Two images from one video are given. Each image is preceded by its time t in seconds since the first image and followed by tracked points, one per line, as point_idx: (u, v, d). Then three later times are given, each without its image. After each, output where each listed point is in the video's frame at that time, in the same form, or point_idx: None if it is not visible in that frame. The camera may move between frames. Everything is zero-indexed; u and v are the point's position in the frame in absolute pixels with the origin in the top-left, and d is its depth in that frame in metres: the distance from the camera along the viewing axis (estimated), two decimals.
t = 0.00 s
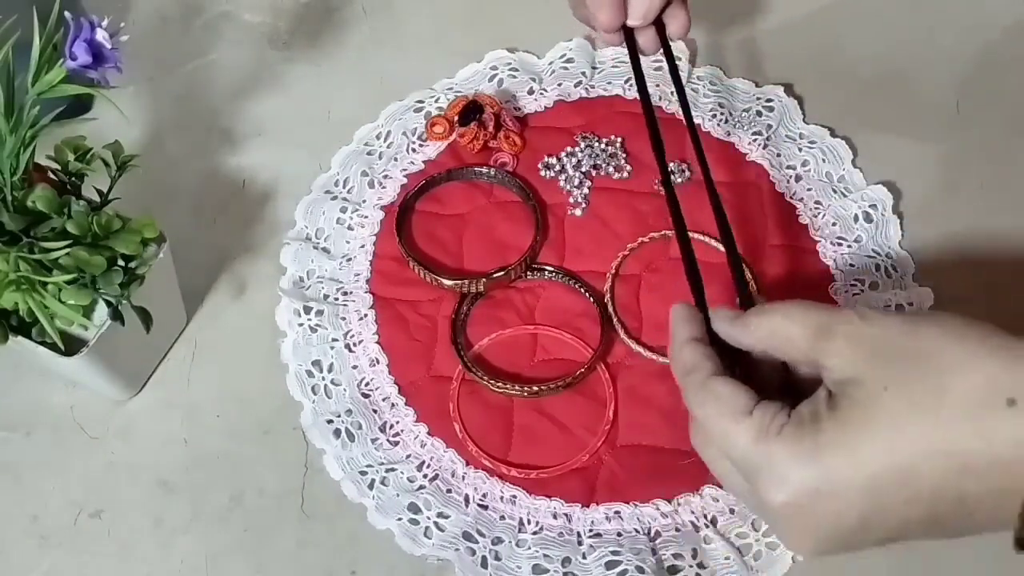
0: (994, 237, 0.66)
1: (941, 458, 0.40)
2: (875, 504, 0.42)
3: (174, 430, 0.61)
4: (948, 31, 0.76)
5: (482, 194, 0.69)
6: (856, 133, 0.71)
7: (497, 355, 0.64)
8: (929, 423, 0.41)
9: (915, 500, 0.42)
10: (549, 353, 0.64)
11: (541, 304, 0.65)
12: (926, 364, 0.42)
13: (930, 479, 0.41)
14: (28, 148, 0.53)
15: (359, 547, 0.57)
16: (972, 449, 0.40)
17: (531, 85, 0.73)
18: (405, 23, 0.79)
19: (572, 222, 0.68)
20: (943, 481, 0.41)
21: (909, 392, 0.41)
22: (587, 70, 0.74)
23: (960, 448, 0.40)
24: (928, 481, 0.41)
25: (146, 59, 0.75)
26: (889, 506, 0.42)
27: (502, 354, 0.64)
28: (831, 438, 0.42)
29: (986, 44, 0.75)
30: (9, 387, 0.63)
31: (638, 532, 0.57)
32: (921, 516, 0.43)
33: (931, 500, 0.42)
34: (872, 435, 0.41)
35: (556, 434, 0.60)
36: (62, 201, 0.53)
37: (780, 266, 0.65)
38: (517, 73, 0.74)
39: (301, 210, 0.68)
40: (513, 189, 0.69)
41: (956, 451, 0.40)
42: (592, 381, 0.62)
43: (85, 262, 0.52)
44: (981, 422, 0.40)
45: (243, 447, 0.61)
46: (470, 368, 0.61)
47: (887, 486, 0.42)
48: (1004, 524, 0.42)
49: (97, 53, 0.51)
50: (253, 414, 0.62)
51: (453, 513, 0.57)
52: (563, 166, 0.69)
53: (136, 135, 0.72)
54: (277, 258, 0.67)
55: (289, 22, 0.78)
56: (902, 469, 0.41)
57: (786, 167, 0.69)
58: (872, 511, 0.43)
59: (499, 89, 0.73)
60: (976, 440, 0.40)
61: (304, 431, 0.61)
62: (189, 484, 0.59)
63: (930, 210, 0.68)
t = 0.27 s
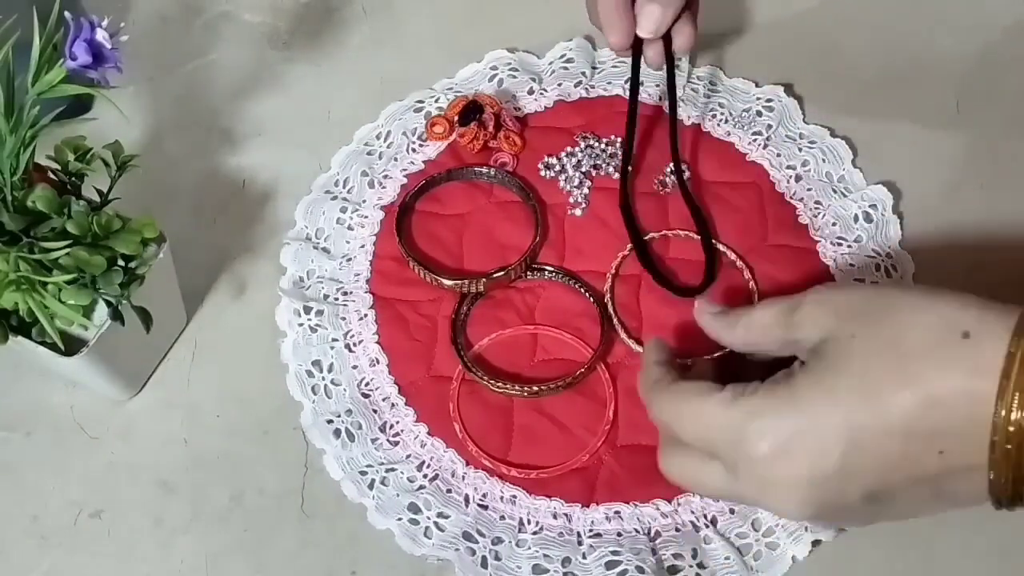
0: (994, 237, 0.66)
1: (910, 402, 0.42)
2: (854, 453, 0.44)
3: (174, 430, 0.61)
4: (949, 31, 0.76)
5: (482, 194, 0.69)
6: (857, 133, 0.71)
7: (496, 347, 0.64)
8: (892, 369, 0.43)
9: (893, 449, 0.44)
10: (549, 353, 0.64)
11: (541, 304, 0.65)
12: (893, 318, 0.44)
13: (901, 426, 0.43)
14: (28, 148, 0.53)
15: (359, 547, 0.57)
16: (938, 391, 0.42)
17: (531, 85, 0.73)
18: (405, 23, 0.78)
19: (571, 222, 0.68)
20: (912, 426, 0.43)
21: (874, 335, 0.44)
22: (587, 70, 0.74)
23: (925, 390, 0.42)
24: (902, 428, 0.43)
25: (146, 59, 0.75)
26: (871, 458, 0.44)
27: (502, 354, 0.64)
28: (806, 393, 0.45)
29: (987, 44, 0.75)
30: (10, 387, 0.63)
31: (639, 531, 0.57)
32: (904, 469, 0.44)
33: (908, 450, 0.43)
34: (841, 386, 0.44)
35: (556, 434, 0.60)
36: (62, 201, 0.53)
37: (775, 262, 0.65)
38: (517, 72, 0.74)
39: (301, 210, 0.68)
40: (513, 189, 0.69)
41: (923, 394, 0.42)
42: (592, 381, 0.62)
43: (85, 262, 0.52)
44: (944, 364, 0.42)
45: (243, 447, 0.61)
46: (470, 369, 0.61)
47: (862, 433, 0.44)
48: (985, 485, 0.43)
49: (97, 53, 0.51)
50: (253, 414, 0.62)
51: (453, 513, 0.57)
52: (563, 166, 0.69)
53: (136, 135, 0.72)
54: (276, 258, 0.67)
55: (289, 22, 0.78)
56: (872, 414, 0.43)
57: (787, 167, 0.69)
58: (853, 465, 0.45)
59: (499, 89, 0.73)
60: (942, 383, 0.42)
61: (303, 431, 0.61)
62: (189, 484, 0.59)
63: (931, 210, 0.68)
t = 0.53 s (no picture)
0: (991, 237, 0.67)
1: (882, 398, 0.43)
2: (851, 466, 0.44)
3: (174, 430, 0.61)
4: (949, 31, 0.76)
5: (482, 194, 0.69)
6: (856, 133, 0.71)
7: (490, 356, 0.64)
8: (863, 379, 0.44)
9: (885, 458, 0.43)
10: (549, 353, 0.64)
11: (541, 304, 0.65)
12: (881, 331, 0.45)
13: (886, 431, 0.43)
14: (28, 148, 0.53)
15: (359, 546, 0.57)
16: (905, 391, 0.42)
17: (531, 85, 0.73)
18: (406, 23, 0.78)
19: (572, 222, 0.68)
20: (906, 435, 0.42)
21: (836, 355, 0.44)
22: (587, 70, 0.74)
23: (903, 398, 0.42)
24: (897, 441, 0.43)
25: (146, 59, 0.75)
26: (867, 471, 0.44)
27: (502, 354, 0.64)
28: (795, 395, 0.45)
29: (987, 44, 0.75)
30: (10, 387, 0.63)
31: (639, 531, 0.57)
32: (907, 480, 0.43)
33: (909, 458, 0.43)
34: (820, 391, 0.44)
35: (557, 434, 0.60)
36: (62, 201, 0.53)
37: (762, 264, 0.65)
38: (517, 73, 0.74)
39: (301, 210, 0.68)
40: (513, 189, 0.69)
41: (906, 399, 0.42)
42: (593, 381, 0.62)
43: (85, 262, 0.52)
44: (933, 377, 0.42)
45: (243, 447, 0.61)
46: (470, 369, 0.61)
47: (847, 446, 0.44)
48: (975, 498, 0.42)
49: (97, 53, 0.51)
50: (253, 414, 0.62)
51: (453, 513, 0.57)
52: (563, 166, 0.69)
53: (136, 135, 0.72)
54: (276, 258, 0.67)
55: (289, 22, 0.78)
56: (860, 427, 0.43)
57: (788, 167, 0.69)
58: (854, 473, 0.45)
59: (499, 89, 0.73)
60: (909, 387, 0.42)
61: (303, 431, 0.61)
62: (189, 484, 0.59)
63: (931, 210, 0.68)
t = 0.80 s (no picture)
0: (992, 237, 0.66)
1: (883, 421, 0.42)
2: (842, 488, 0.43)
3: (174, 431, 0.61)
4: (950, 30, 0.76)
5: (483, 193, 0.69)
6: (858, 133, 0.71)
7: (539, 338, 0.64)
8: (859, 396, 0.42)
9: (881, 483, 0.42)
10: (550, 353, 0.63)
11: (542, 304, 0.65)
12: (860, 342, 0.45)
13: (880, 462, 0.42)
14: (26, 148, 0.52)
15: (359, 548, 0.57)
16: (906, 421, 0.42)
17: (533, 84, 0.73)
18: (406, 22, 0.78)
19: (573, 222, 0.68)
20: (909, 459, 0.41)
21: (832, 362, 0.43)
22: (588, 69, 0.73)
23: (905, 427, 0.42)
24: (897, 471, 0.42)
25: (144, 57, 0.75)
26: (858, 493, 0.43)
27: (503, 354, 0.63)
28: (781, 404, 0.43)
29: (988, 44, 0.75)
30: (8, 387, 0.62)
31: (641, 532, 0.56)
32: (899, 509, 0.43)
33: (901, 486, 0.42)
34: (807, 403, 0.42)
35: (559, 435, 0.60)
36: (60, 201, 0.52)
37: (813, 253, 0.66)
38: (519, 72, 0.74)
39: (301, 210, 0.68)
40: (514, 188, 0.69)
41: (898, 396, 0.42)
42: (594, 382, 0.62)
43: (84, 262, 0.51)
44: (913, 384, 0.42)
45: (243, 447, 0.60)
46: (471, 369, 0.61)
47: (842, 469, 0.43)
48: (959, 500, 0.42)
49: (96, 52, 0.51)
50: (253, 415, 0.61)
51: (455, 514, 0.57)
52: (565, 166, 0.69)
53: (135, 133, 0.71)
54: (276, 258, 0.67)
55: (288, 21, 0.78)
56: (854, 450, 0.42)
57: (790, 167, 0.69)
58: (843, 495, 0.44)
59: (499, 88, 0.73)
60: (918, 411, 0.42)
61: (304, 432, 0.60)
62: (189, 485, 0.59)
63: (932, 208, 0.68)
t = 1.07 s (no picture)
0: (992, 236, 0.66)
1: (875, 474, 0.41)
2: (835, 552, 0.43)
3: (174, 431, 0.61)
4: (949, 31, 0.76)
5: (483, 194, 0.69)
6: (858, 133, 0.71)
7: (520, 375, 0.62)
8: (854, 453, 0.41)
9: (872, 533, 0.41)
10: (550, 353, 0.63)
11: (542, 304, 0.65)
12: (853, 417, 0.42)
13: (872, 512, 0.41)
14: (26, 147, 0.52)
15: (360, 547, 0.57)
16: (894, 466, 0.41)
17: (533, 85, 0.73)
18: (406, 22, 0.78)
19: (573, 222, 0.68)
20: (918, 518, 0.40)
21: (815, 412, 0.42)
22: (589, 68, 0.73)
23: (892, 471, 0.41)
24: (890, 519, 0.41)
25: (145, 57, 0.75)
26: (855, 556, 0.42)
27: (502, 354, 0.63)
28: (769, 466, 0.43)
29: (988, 45, 0.75)
30: (8, 387, 0.62)
31: (641, 532, 0.56)
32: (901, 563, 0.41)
33: (904, 540, 0.40)
34: (798, 462, 0.41)
35: (559, 435, 0.60)
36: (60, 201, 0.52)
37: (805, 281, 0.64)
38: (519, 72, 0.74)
39: (301, 210, 0.68)
40: (514, 188, 0.69)
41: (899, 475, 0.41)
42: (594, 383, 0.62)
43: (84, 262, 0.51)
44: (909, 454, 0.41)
45: (243, 447, 0.60)
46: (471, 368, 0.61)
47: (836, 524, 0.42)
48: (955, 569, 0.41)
49: (96, 52, 0.51)
50: (253, 414, 0.61)
51: (455, 514, 0.57)
52: (564, 166, 0.70)
53: (135, 133, 0.71)
54: (276, 258, 0.67)
55: (289, 21, 0.78)
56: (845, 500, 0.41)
57: (790, 167, 0.69)
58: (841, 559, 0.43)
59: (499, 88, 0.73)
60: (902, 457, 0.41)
61: (304, 432, 0.60)
62: (189, 485, 0.59)
63: (932, 209, 0.68)
